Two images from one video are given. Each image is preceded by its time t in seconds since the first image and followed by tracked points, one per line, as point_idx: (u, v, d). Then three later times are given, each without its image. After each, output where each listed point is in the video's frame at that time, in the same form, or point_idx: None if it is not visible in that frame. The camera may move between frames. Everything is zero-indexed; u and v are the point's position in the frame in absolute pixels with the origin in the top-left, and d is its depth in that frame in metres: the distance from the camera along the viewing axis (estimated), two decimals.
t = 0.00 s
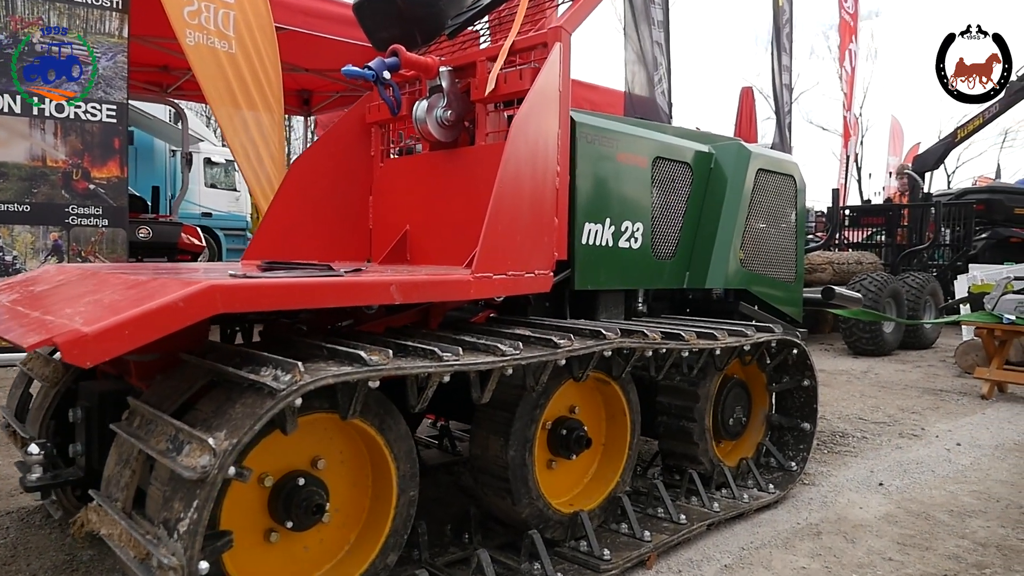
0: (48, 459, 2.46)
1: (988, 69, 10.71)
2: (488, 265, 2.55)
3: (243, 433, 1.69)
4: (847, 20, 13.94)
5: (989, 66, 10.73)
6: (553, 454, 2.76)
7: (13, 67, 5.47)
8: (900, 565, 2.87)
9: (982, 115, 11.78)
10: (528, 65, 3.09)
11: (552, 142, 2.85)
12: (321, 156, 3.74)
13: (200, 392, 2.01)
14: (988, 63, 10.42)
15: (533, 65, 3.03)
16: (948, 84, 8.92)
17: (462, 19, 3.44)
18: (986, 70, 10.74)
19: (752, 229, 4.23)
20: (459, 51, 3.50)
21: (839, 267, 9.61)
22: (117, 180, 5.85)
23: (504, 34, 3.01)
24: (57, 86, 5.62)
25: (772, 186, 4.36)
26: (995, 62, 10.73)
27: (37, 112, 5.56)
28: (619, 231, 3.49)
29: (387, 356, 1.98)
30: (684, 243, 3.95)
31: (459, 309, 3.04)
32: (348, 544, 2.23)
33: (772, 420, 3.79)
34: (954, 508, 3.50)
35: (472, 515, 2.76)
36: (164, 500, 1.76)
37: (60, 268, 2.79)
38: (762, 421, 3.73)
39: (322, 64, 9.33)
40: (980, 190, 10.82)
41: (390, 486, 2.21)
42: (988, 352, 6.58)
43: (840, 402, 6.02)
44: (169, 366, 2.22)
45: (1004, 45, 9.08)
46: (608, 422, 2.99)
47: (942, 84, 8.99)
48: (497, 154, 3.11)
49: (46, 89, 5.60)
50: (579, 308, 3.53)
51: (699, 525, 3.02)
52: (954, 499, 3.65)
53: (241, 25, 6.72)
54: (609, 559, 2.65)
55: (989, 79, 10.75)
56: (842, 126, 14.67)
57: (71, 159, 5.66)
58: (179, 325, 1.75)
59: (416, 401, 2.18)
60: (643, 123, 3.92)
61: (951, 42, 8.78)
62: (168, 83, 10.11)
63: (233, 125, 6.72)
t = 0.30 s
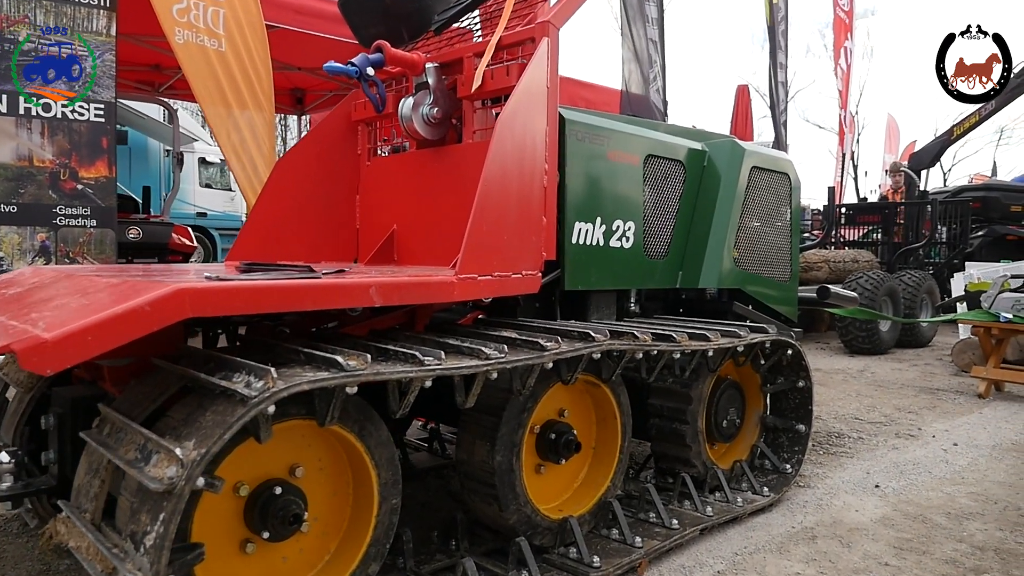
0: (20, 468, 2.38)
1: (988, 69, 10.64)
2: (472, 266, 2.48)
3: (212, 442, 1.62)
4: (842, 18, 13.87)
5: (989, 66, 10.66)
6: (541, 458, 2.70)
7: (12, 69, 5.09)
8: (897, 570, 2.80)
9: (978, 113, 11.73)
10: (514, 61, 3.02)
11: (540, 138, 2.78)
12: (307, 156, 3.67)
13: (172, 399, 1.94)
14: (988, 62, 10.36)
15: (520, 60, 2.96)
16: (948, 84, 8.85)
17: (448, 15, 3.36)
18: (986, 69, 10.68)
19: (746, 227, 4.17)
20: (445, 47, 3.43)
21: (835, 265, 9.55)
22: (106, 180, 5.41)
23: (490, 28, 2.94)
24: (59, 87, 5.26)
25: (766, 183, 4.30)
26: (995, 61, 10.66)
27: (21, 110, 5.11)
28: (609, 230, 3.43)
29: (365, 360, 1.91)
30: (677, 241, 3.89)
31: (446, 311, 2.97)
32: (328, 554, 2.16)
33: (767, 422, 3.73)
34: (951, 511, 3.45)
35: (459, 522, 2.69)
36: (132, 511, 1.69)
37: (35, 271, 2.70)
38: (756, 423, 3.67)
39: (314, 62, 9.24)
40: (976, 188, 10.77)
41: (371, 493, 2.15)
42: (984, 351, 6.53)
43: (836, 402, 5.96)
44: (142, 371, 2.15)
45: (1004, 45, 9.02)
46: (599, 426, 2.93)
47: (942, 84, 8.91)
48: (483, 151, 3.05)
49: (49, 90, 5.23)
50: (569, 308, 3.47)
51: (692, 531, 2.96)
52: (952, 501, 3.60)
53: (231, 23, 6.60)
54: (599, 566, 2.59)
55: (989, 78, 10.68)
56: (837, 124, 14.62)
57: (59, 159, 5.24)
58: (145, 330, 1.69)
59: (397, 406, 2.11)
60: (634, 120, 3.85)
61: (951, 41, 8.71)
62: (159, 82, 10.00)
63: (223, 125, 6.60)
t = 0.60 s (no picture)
0: None
1: (989, 69, 10.55)
2: (454, 266, 2.41)
3: (175, 451, 1.56)
4: (835, 15, 13.80)
5: (989, 66, 10.58)
6: (527, 462, 2.64)
7: (12, 65, 4.98)
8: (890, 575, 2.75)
9: (971, 110, 11.69)
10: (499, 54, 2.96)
11: (525, 134, 2.72)
12: (290, 153, 3.60)
13: (139, 404, 1.86)
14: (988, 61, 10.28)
15: (505, 54, 2.89)
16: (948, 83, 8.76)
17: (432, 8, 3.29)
18: (986, 69, 10.60)
19: (738, 225, 4.11)
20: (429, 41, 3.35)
21: (829, 263, 9.49)
22: (91, 179, 5.31)
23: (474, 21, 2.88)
24: (58, 86, 5.15)
25: (758, 180, 4.24)
26: (995, 61, 10.58)
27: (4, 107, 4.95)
28: (598, 228, 3.36)
29: (339, 365, 1.84)
30: (668, 239, 3.83)
31: (430, 312, 2.90)
32: (304, 563, 2.10)
33: (759, 422, 3.67)
34: (945, 512, 3.39)
35: (443, 528, 2.62)
36: (93, 524, 1.62)
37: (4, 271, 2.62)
38: (748, 424, 3.61)
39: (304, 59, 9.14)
40: (969, 185, 10.73)
41: (349, 501, 2.08)
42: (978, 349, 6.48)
43: (829, 401, 5.90)
44: (110, 375, 2.07)
45: (1004, 44, 8.95)
46: (586, 428, 2.86)
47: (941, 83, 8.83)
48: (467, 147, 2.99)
49: (47, 89, 5.12)
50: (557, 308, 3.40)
51: (682, 535, 2.90)
52: (946, 502, 3.54)
53: (219, 19, 6.50)
54: (585, 573, 2.53)
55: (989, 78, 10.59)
56: (831, 120, 14.56)
57: (43, 157, 5.10)
58: (107, 334, 1.62)
59: (375, 410, 2.04)
60: (624, 116, 3.78)
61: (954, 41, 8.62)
62: (148, 80, 9.89)
63: (211, 122, 6.48)
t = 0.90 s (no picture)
0: None
1: (988, 69, 10.48)
2: (431, 264, 2.33)
3: (126, 460, 1.47)
4: (826, 13, 13.76)
5: (989, 65, 10.52)
6: (508, 466, 2.56)
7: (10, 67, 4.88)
8: None
9: (962, 109, 11.66)
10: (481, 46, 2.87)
11: (506, 127, 2.64)
12: (268, 147, 3.50)
13: (96, 409, 1.77)
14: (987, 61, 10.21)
15: (486, 46, 2.81)
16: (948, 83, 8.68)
17: None
18: (986, 69, 10.53)
19: (726, 223, 4.04)
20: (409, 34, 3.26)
21: (819, 262, 9.45)
22: (73, 175, 5.19)
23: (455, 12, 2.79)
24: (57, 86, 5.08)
25: (747, 177, 4.17)
26: (995, 61, 10.52)
27: None
28: (583, 226, 3.28)
29: (305, 367, 1.76)
30: (655, 237, 3.75)
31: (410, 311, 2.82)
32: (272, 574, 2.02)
33: (747, 424, 3.60)
34: (935, 516, 3.33)
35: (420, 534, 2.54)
36: (40, 537, 1.53)
37: None
38: (736, 426, 3.54)
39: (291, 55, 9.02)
40: (960, 183, 10.70)
41: (318, 509, 1.99)
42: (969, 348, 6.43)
43: (819, 401, 5.84)
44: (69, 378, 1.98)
45: (1002, 44, 8.88)
46: (570, 431, 2.79)
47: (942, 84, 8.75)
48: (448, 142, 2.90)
49: (46, 89, 5.03)
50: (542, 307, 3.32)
51: (667, 541, 2.83)
52: (936, 505, 3.48)
53: (203, 12, 6.37)
54: None
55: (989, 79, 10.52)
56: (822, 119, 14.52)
57: (22, 153, 4.96)
58: (56, 336, 1.54)
59: (345, 415, 1.96)
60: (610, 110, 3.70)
61: (952, 41, 8.53)
62: (134, 76, 9.76)
63: (194, 117, 6.35)
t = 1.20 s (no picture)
0: None
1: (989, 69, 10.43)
2: (408, 264, 2.25)
3: (74, 472, 1.39)
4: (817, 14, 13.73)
5: (989, 65, 10.48)
6: (490, 474, 2.48)
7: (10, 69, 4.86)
8: None
9: (953, 109, 11.65)
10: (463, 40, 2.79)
11: (488, 123, 2.56)
12: (246, 145, 3.41)
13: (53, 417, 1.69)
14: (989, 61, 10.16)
15: (467, 39, 2.74)
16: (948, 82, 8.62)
17: None
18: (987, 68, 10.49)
19: (716, 223, 3.97)
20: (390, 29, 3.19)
21: (811, 263, 9.40)
22: (54, 174, 5.06)
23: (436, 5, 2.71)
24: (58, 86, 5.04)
25: (737, 177, 4.11)
26: (996, 61, 10.49)
27: None
28: (569, 225, 3.20)
29: (271, 373, 1.68)
30: (643, 238, 3.68)
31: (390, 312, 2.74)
32: None
33: (737, 428, 3.53)
34: (928, 522, 3.27)
35: (398, 544, 2.46)
36: None
37: None
38: (725, 430, 3.48)
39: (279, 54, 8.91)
40: (951, 184, 10.69)
41: (288, 521, 1.91)
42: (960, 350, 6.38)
43: (811, 403, 5.79)
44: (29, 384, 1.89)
45: (1004, 44, 8.84)
46: (554, 437, 2.71)
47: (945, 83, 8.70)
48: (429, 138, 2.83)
49: (47, 89, 5.01)
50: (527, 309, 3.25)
51: (654, 549, 2.75)
52: (929, 510, 3.42)
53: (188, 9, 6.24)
54: None
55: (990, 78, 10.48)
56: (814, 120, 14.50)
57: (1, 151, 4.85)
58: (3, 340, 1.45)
59: (315, 422, 1.88)
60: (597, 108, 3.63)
61: (953, 41, 8.48)
62: (121, 74, 9.64)
63: (179, 117, 6.24)
